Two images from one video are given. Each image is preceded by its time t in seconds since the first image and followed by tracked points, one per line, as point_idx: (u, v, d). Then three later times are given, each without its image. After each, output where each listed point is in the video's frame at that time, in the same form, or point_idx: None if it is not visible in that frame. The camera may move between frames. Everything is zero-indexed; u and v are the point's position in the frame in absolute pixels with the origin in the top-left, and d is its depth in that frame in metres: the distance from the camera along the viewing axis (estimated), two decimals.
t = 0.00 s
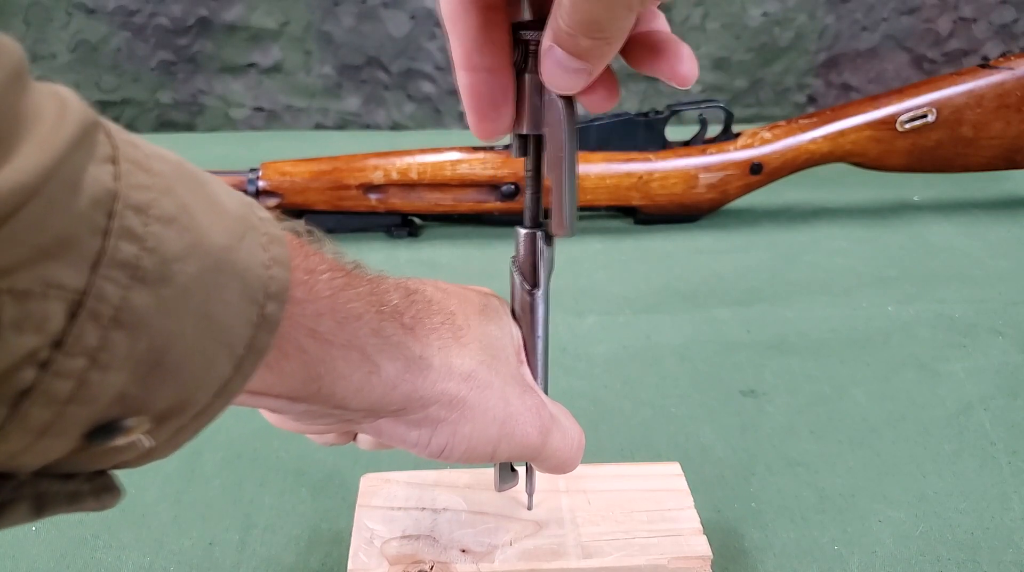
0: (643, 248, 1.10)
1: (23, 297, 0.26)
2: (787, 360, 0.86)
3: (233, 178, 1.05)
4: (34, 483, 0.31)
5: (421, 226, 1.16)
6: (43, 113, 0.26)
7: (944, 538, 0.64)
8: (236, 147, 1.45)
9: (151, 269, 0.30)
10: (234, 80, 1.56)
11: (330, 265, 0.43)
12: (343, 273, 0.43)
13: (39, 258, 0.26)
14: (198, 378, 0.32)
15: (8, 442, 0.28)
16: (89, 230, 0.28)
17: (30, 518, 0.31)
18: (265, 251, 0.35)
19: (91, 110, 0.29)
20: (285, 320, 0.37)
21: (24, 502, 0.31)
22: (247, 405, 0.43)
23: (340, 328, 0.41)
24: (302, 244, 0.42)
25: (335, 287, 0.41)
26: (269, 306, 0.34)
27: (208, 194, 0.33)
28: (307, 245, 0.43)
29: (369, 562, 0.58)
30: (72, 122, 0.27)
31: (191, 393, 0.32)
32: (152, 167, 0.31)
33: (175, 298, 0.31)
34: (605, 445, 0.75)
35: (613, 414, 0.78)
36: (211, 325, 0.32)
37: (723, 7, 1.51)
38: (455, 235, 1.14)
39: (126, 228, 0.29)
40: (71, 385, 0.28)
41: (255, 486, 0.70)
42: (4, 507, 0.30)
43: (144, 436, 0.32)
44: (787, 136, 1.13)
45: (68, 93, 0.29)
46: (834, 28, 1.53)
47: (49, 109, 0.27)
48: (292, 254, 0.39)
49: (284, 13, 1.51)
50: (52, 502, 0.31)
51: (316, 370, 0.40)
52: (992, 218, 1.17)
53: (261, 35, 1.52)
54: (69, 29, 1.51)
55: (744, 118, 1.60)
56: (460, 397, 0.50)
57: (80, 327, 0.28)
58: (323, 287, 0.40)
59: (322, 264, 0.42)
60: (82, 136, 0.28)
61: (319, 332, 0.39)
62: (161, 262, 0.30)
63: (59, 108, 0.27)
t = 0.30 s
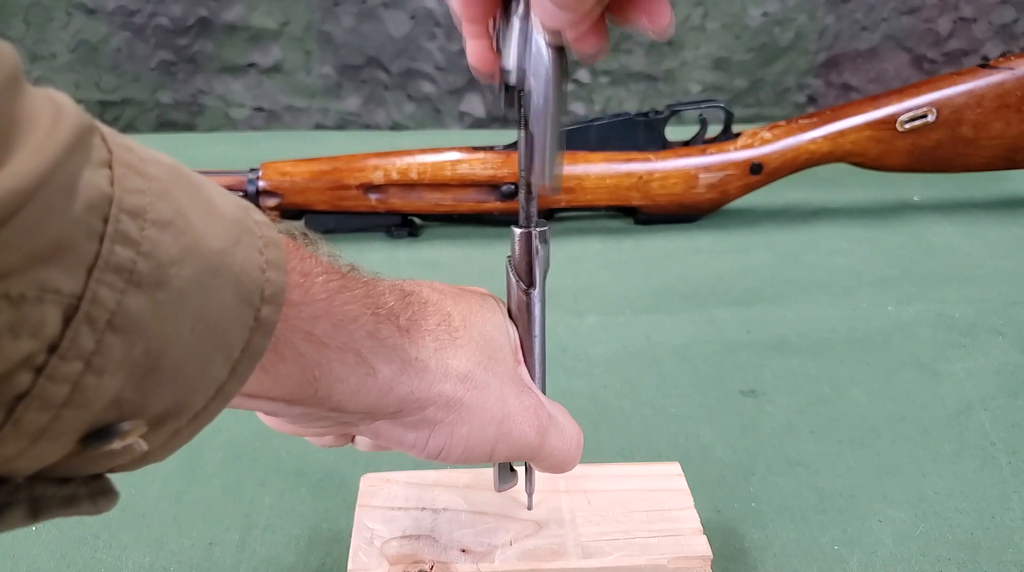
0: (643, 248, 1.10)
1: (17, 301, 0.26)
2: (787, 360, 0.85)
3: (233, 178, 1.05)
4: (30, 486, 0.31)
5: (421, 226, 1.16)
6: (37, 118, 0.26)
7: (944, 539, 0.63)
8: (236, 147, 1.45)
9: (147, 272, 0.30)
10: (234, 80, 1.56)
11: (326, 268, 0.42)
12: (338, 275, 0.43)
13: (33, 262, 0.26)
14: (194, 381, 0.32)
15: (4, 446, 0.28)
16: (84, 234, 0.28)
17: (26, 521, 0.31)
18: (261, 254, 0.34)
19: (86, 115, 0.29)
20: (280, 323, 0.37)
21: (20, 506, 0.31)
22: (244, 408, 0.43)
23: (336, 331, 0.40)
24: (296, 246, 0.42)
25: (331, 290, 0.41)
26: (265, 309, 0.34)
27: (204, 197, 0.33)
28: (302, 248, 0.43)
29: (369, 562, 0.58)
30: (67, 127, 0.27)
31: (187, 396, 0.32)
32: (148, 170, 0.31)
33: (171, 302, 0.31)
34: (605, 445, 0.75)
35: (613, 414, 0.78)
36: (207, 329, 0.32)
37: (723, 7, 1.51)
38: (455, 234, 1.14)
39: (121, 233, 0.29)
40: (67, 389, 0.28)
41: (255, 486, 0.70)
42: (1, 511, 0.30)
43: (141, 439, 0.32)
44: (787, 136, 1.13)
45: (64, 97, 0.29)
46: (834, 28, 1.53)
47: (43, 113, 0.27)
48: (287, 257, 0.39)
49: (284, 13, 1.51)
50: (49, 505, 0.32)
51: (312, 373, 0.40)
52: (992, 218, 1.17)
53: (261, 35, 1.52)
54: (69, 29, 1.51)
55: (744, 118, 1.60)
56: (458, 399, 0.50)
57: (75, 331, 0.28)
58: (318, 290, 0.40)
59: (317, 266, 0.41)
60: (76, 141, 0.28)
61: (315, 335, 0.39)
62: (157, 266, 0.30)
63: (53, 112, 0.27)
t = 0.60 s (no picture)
0: (643, 248, 1.10)
1: (17, 297, 0.26)
2: (787, 360, 0.85)
3: (233, 178, 1.05)
4: (31, 483, 0.31)
5: (421, 226, 1.16)
6: (36, 113, 0.26)
7: (944, 539, 0.63)
8: (236, 147, 1.45)
9: (147, 268, 0.30)
10: (234, 80, 1.56)
11: (327, 264, 0.42)
12: (339, 272, 0.43)
13: (34, 258, 0.26)
14: (195, 377, 0.32)
15: (5, 442, 0.28)
16: (84, 229, 0.28)
17: (27, 519, 0.31)
18: (261, 250, 0.34)
19: (85, 111, 0.29)
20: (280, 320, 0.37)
21: (22, 502, 0.30)
22: (246, 405, 0.43)
23: (337, 328, 0.40)
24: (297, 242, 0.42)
25: (332, 286, 0.41)
26: (265, 305, 0.34)
27: (204, 193, 0.33)
28: (302, 244, 0.43)
29: (369, 562, 0.58)
30: (66, 123, 0.27)
31: (188, 392, 0.32)
32: (148, 166, 0.31)
33: (171, 298, 0.31)
34: (605, 445, 0.75)
35: (612, 414, 0.78)
36: (207, 324, 0.32)
37: (723, 7, 1.51)
38: (455, 234, 1.14)
39: (121, 228, 0.29)
40: (68, 385, 0.28)
41: (255, 486, 0.70)
42: (2, 509, 0.30)
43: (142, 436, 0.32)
44: (787, 136, 1.13)
45: (63, 93, 0.29)
46: (834, 29, 1.53)
47: (42, 109, 0.27)
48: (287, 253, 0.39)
49: (284, 13, 1.51)
50: (50, 503, 0.31)
51: (313, 369, 0.40)
52: (992, 218, 1.17)
53: (261, 35, 1.52)
54: (69, 29, 1.51)
55: (744, 118, 1.60)
56: (459, 395, 0.50)
57: (76, 327, 0.28)
58: (318, 286, 0.40)
59: (317, 262, 0.41)
60: (75, 137, 0.28)
61: (316, 331, 0.39)
62: (156, 261, 0.30)
63: (52, 109, 0.27)
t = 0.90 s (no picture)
0: (643, 248, 1.10)
1: (32, 287, 0.26)
2: (788, 360, 0.85)
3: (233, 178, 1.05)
4: (41, 473, 0.31)
5: (421, 226, 1.16)
6: (52, 104, 0.27)
7: (944, 539, 0.63)
8: (236, 147, 1.45)
9: (160, 260, 0.29)
10: (234, 80, 1.56)
11: (334, 260, 0.42)
12: (348, 268, 0.43)
13: (46, 248, 0.26)
14: (206, 370, 0.32)
15: (16, 431, 0.28)
16: (97, 220, 0.28)
17: (37, 508, 0.32)
18: (273, 245, 0.34)
19: (101, 101, 0.29)
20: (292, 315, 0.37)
21: (31, 493, 0.31)
22: (251, 399, 0.43)
23: (345, 323, 0.40)
24: (306, 238, 0.42)
25: (339, 282, 0.41)
26: (276, 299, 0.34)
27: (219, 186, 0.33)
28: (313, 239, 0.43)
29: (368, 562, 0.58)
30: (81, 114, 0.27)
31: (198, 385, 0.32)
32: (162, 158, 0.31)
33: (183, 290, 0.30)
34: (605, 445, 0.75)
35: (613, 414, 0.78)
36: (219, 317, 0.32)
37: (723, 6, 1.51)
38: (455, 234, 1.14)
39: (135, 220, 0.29)
40: (80, 375, 0.28)
41: (255, 486, 0.70)
42: (12, 498, 0.31)
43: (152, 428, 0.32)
44: (787, 136, 1.13)
45: (80, 84, 0.29)
46: (834, 29, 1.53)
47: (58, 100, 0.27)
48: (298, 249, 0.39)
49: (284, 13, 1.51)
50: (58, 493, 0.32)
51: (321, 364, 0.40)
52: (992, 218, 1.17)
53: (261, 35, 1.52)
54: (69, 29, 1.51)
55: (744, 118, 1.60)
56: (464, 393, 0.50)
57: (88, 318, 0.28)
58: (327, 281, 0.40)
59: (325, 258, 0.41)
60: (90, 128, 0.28)
61: (325, 326, 0.39)
62: (169, 253, 0.30)
63: (68, 100, 0.27)
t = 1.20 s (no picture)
0: (643, 248, 1.10)
1: (21, 298, 0.26)
2: (788, 360, 0.85)
3: (233, 178, 1.05)
4: (31, 484, 0.31)
5: (421, 226, 1.16)
6: (42, 114, 0.27)
7: (944, 539, 0.63)
8: (236, 147, 1.45)
9: (151, 269, 0.30)
10: (234, 80, 1.56)
11: (327, 267, 0.43)
12: (340, 274, 0.44)
13: (37, 259, 0.26)
14: (197, 379, 0.32)
15: (6, 443, 0.28)
16: (87, 230, 0.28)
17: (27, 520, 0.31)
18: (264, 252, 0.35)
19: (90, 110, 0.29)
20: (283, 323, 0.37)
21: (22, 504, 0.31)
22: (245, 407, 0.43)
23: (336, 330, 0.41)
24: (298, 246, 0.42)
25: (330, 290, 0.41)
26: (268, 307, 0.34)
27: (208, 195, 0.33)
28: (304, 246, 0.43)
29: (369, 562, 0.58)
30: (71, 123, 0.27)
31: (190, 394, 0.32)
32: (152, 167, 0.31)
33: (174, 299, 0.31)
34: (605, 445, 0.75)
35: (612, 414, 0.78)
36: (210, 325, 0.32)
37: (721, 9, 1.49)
38: (455, 234, 1.14)
39: (126, 230, 0.29)
40: (71, 386, 0.28)
41: (255, 486, 0.70)
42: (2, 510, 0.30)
43: (143, 437, 0.32)
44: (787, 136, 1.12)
45: (69, 94, 0.29)
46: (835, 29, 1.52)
47: (48, 111, 0.27)
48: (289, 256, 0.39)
49: (284, 13, 1.51)
50: (49, 503, 0.31)
51: (314, 371, 0.40)
52: (992, 218, 1.17)
53: (261, 35, 1.52)
54: (69, 29, 1.51)
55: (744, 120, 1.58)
56: (459, 397, 0.49)
57: (79, 328, 0.28)
58: (319, 288, 0.40)
59: (317, 266, 0.42)
60: (80, 138, 0.28)
61: (317, 333, 0.39)
62: (161, 263, 0.30)
63: (58, 110, 0.27)
